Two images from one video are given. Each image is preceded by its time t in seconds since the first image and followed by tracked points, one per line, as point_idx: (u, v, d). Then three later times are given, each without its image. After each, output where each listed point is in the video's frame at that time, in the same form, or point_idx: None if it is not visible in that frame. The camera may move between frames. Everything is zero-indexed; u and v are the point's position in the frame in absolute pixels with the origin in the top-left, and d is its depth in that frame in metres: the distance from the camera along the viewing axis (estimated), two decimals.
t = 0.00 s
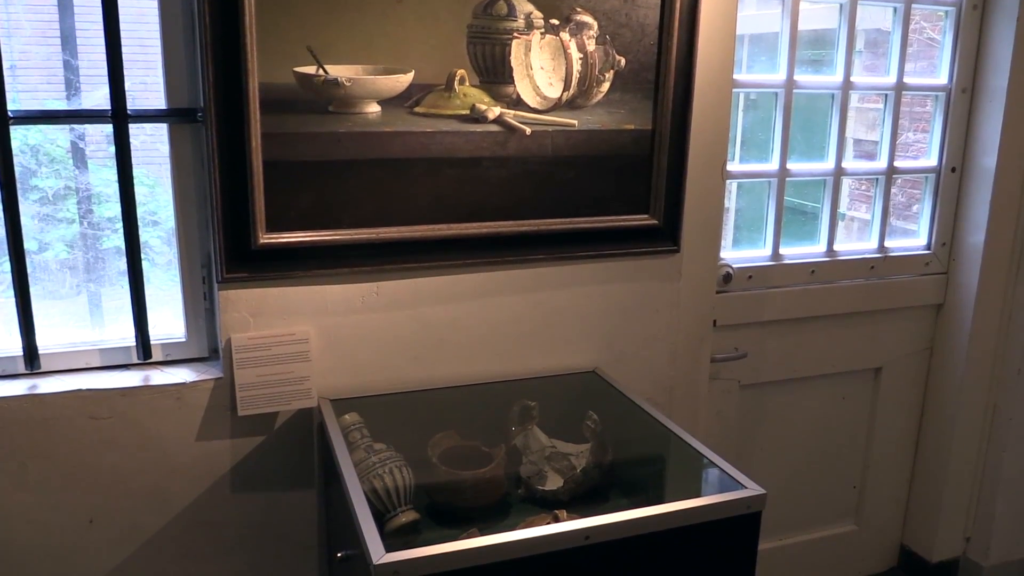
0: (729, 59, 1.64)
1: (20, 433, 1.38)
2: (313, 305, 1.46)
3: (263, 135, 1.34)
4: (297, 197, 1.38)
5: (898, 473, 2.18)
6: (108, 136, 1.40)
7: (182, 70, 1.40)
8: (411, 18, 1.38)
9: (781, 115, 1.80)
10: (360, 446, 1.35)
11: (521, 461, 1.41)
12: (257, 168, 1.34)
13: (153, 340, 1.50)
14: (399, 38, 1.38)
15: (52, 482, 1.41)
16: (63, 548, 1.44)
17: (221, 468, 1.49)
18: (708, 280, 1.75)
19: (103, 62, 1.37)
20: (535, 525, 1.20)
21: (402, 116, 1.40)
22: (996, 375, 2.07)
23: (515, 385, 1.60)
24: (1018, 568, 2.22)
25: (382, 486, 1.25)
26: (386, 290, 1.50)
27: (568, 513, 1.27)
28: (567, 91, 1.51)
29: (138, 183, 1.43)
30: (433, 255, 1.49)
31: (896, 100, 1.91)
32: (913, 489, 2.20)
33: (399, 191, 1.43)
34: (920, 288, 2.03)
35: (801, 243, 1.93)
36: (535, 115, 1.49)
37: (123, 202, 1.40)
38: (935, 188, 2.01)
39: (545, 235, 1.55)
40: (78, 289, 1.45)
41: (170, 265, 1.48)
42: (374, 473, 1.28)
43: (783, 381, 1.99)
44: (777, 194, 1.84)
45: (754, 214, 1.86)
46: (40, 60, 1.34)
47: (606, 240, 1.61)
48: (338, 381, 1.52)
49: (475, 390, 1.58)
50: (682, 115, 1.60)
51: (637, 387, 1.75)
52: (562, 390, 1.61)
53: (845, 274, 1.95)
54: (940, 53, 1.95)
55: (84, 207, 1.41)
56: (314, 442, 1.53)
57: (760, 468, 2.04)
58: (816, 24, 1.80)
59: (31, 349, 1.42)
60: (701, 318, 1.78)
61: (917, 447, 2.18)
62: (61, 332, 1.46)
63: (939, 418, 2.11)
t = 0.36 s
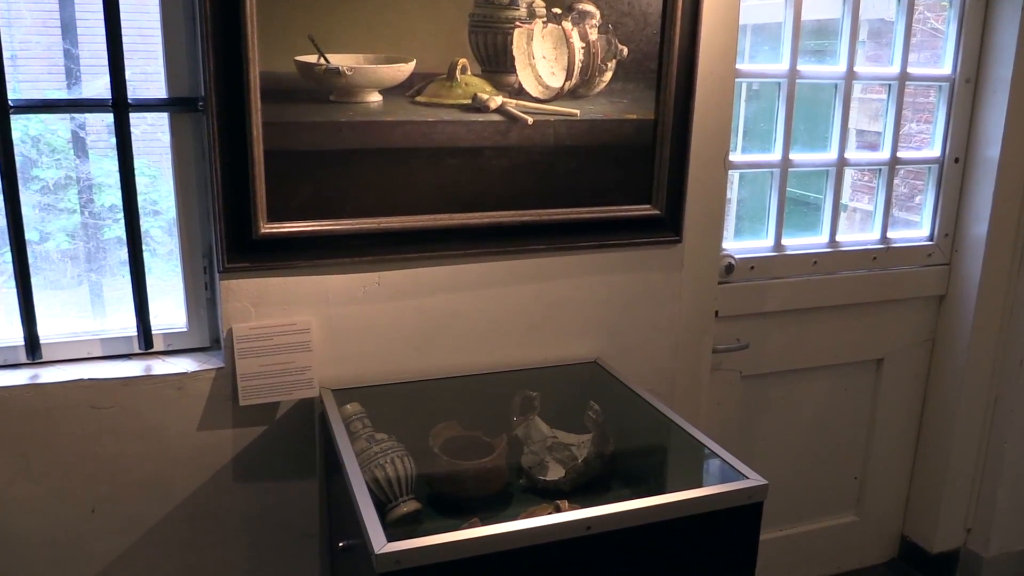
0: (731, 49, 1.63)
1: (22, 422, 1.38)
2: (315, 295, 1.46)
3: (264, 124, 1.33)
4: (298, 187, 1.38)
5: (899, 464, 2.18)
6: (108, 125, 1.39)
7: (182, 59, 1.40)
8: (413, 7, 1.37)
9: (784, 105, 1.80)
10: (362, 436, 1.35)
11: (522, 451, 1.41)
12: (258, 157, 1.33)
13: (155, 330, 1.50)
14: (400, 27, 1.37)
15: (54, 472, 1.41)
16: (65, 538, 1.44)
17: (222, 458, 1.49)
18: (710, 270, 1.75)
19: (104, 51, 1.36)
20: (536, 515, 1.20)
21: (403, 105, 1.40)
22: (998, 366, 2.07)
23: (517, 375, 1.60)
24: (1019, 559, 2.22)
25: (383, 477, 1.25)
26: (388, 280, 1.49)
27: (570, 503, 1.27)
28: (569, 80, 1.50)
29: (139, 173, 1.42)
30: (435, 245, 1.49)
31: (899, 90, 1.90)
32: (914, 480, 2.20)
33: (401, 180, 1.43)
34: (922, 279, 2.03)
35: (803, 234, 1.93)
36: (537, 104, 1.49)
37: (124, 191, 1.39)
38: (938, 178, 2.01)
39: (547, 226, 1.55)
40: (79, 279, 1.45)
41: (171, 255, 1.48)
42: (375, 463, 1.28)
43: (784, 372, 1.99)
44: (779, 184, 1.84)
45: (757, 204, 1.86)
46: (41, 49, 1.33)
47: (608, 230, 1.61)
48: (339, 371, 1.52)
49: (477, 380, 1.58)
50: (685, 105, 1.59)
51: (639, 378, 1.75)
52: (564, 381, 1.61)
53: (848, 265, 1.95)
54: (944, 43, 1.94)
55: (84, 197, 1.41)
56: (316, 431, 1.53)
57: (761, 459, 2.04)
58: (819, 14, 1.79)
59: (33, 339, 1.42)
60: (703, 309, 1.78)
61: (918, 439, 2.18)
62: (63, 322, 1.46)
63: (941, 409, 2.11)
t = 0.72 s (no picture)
0: (734, 39, 1.63)
1: (24, 412, 1.38)
2: (316, 284, 1.46)
3: (265, 113, 1.33)
4: (300, 176, 1.37)
5: (901, 455, 2.18)
6: (109, 114, 1.39)
7: (183, 48, 1.39)
8: None
9: (787, 95, 1.79)
10: (363, 426, 1.35)
11: (524, 441, 1.41)
12: (259, 147, 1.33)
13: (156, 320, 1.49)
14: (402, 16, 1.37)
15: (56, 461, 1.41)
16: (67, 527, 1.45)
17: (224, 448, 1.49)
18: (712, 261, 1.74)
19: (104, 40, 1.36)
20: (538, 505, 1.20)
21: (405, 94, 1.39)
22: (1000, 357, 2.07)
23: (519, 366, 1.60)
24: (1020, 550, 2.22)
25: (385, 466, 1.24)
26: (389, 270, 1.49)
27: (571, 493, 1.27)
28: (572, 70, 1.49)
29: (139, 163, 1.42)
30: (436, 235, 1.48)
31: (903, 80, 1.89)
32: (915, 471, 2.20)
33: (403, 170, 1.43)
34: (925, 270, 2.02)
35: (806, 225, 1.92)
36: (539, 94, 1.48)
37: (125, 180, 1.39)
38: (941, 169, 2.00)
39: (548, 216, 1.55)
40: (80, 269, 1.44)
41: (172, 245, 1.48)
42: (377, 453, 1.28)
43: (786, 363, 1.99)
44: (782, 175, 1.83)
45: (759, 195, 1.85)
46: (41, 38, 1.33)
47: (610, 221, 1.60)
48: (341, 361, 1.52)
49: (479, 370, 1.58)
50: (687, 95, 1.59)
51: (640, 368, 1.75)
52: (566, 371, 1.61)
53: (850, 256, 1.94)
54: (948, 33, 1.93)
55: (85, 186, 1.41)
56: (317, 421, 1.53)
57: (762, 450, 2.04)
58: (823, 4, 1.78)
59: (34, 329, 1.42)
60: (705, 299, 1.78)
61: (920, 430, 2.18)
62: (64, 312, 1.46)
63: (943, 401, 2.11)
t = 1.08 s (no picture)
0: (737, 28, 1.62)
1: (26, 401, 1.38)
2: (317, 274, 1.45)
3: (266, 102, 1.32)
4: (301, 166, 1.37)
5: (902, 446, 2.19)
6: (110, 104, 1.38)
7: (183, 37, 1.38)
8: None
9: (790, 85, 1.78)
10: (365, 416, 1.35)
11: (526, 431, 1.41)
12: (260, 137, 1.33)
13: (157, 310, 1.49)
14: (403, 4, 1.36)
15: (58, 451, 1.41)
16: (69, 516, 1.45)
17: (225, 437, 1.49)
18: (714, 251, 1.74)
19: (104, 29, 1.35)
20: (539, 495, 1.20)
21: (407, 84, 1.39)
22: (1001, 349, 2.07)
23: (520, 356, 1.60)
24: (1021, 541, 2.22)
25: (386, 456, 1.24)
26: (391, 260, 1.49)
27: (572, 483, 1.27)
28: (574, 59, 1.49)
29: (140, 153, 1.42)
30: (438, 225, 1.48)
31: (906, 70, 1.88)
32: (916, 461, 2.20)
33: (404, 160, 1.42)
34: (927, 261, 2.02)
35: (808, 215, 1.92)
36: (541, 83, 1.48)
37: (126, 170, 1.38)
38: (944, 159, 1.99)
39: (550, 206, 1.54)
40: (81, 259, 1.44)
41: (173, 235, 1.47)
42: (378, 443, 1.28)
43: (787, 353, 1.99)
44: (784, 165, 1.83)
45: (761, 185, 1.85)
46: (41, 27, 1.32)
47: (612, 211, 1.60)
48: (342, 351, 1.52)
49: (480, 360, 1.58)
50: (690, 85, 1.58)
51: (642, 358, 1.75)
52: (567, 361, 1.61)
53: (852, 246, 1.94)
54: (951, 22, 1.92)
55: (86, 176, 1.40)
56: (319, 411, 1.53)
57: (763, 440, 2.05)
58: None
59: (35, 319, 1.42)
60: (706, 290, 1.78)
61: (921, 420, 2.18)
62: (65, 302, 1.46)
63: (944, 392, 2.11)
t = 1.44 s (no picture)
0: (741, 17, 1.61)
1: (28, 390, 1.38)
2: (319, 264, 1.45)
3: (267, 91, 1.32)
4: (302, 155, 1.36)
5: (903, 436, 2.19)
6: (110, 92, 1.38)
7: (183, 25, 1.38)
8: None
9: (793, 74, 1.77)
10: (366, 406, 1.35)
11: (527, 420, 1.41)
12: (261, 125, 1.32)
13: (159, 299, 1.49)
14: None
15: (60, 440, 1.42)
16: (71, 506, 1.45)
17: (227, 427, 1.49)
18: (716, 241, 1.73)
19: (104, 17, 1.34)
20: (541, 484, 1.20)
21: (408, 72, 1.38)
22: (1003, 339, 2.06)
23: (522, 345, 1.60)
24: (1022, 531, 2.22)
25: (388, 446, 1.24)
26: (392, 249, 1.49)
27: (574, 473, 1.27)
28: (576, 48, 1.48)
29: (141, 143, 1.41)
30: (439, 214, 1.48)
31: (910, 60, 1.87)
32: (917, 452, 2.20)
33: (405, 149, 1.42)
34: (930, 252, 2.01)
35: (810, 205, 1.91)
36: (543, 72, 1.47)
37: (126, 159, 1.38)
38: (947, 149, 1.99)
39: (552, 195, 1.54)
40: (82, 248, 1.44)
41: (174, 224, 1.47)
42: (380, 432, 1.27)
43: (789, 344, 1.98)
44: (787, 155, 1.82)
45: (763, 175, 1.85)
46: (40, 15, 1.32)
47: (614, 201, 1.59)
48: (344, 341, 1.51)
49: (481, 350, 1.57)
50: (693, 74, 1.57)
51: (643, 349, 1.74)
52: (569, 351, 1.61)
53: (854, 237, 1.93)
54: (956, 12, 1.91)
55: (86, 165, 1.40)
56: (321, 401, 1.53)
57: (765, 430, 2.05)
58: None
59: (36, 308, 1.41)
60: (709, 280, 1.77)
61: (922, 411, 2.18)
62: (67, 291, 1.46)
63: (946, 383, 2.10)
